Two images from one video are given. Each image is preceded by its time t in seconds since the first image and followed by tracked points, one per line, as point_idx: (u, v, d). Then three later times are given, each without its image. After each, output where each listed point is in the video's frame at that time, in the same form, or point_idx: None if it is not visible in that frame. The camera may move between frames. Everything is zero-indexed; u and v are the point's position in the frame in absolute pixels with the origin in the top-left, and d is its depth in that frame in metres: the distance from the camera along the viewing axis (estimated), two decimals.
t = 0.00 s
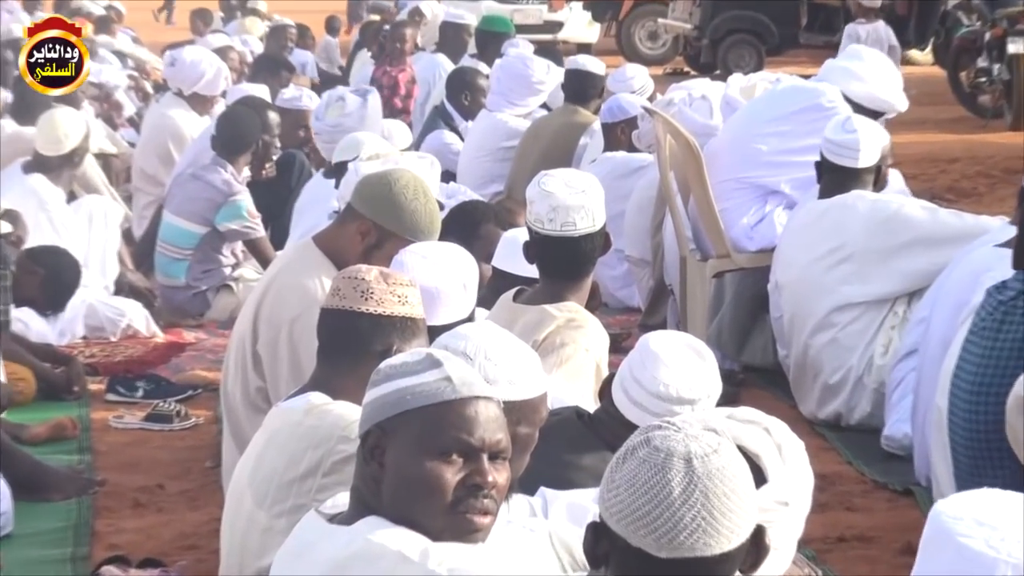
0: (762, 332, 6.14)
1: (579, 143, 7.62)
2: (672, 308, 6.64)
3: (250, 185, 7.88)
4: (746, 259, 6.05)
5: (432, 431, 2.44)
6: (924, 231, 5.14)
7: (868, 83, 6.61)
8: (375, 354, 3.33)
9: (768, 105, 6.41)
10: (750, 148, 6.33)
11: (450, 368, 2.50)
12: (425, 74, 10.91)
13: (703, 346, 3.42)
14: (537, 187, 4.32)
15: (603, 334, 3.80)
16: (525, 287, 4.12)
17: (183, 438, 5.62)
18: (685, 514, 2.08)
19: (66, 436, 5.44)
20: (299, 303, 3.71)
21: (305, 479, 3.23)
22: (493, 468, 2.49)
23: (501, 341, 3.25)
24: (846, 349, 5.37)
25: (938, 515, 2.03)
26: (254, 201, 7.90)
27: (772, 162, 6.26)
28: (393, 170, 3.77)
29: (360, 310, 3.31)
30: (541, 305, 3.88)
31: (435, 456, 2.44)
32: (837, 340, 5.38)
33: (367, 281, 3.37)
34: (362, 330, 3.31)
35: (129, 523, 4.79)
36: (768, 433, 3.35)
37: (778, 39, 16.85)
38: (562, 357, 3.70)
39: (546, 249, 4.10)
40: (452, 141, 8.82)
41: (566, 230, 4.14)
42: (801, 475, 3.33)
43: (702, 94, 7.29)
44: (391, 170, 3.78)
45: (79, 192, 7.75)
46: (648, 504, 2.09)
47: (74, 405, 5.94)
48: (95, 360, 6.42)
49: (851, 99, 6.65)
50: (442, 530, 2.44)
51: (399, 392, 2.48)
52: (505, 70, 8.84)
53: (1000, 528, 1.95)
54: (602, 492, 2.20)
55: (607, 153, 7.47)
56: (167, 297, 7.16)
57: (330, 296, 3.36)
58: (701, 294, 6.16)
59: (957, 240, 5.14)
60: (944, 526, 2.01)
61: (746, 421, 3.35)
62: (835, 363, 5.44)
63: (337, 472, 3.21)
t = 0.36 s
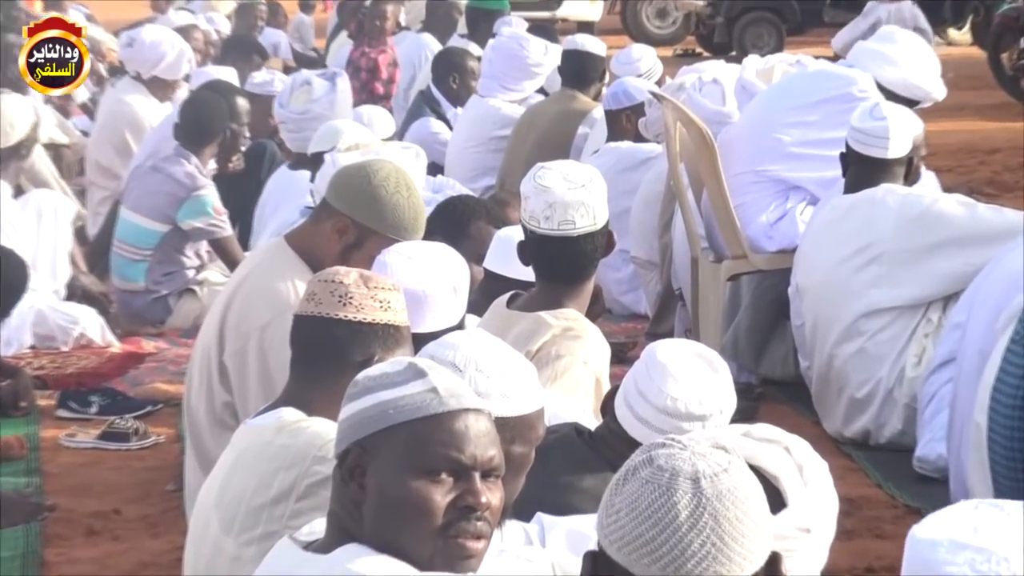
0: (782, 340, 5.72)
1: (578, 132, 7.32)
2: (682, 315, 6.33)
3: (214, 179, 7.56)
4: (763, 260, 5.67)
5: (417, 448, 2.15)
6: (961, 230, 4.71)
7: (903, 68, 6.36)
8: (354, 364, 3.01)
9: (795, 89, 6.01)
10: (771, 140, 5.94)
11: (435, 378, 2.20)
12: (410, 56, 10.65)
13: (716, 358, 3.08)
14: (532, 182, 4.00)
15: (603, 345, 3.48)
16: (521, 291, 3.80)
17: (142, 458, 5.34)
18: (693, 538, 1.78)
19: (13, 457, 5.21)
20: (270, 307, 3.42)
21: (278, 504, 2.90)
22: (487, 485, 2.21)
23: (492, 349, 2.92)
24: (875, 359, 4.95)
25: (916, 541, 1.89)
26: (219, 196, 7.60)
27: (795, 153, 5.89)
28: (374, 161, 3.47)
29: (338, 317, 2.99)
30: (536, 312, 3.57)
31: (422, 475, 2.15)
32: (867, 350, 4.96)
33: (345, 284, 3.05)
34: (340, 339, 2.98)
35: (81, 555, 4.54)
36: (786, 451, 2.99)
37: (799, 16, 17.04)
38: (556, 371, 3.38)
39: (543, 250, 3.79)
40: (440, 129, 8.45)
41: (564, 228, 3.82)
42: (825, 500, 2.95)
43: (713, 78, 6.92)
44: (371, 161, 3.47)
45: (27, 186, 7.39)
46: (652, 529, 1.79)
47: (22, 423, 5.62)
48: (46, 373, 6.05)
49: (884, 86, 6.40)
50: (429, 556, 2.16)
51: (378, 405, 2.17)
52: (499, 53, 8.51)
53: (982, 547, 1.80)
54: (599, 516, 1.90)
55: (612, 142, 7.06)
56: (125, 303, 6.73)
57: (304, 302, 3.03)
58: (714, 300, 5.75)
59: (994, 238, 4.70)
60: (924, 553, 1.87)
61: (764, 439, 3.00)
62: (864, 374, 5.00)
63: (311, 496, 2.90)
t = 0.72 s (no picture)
0: (805, 351, 5.43)
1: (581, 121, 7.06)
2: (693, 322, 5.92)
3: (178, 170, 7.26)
4: (785, 263, 5.38)
5: (398, 471, 1.85)
6: (1006, 228, 4.41)
7: (934, 44, 6.08)
8: (333, 377, 2.70)
9: (812, 70, 5.65)
10: (790, 130, 5.61)
11: (418, 392, 1.89)
12: (395, 35, 10.42)
13: (733, 371, 2.78)
14: (531, 176, 3.68)
15: (609, 357, 3.19)
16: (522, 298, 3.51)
17: (98, 481, 5.05)
18: (711, 573, 1.47)
19: None
20: (242, 313, 3.17)
21: (246, 530, 2.59)
22: (480, 512, 1.91)
23: (484, 360, 2.63)
24: (909, 372, 4.63)
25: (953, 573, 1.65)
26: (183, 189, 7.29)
27: (813, 143, 5.55)
28: (352, 154, 3.17)
29: (315, 325, 2.69)
30: (536, 320, 3.29)
31: (404, 502, 1.85)
32: (897, 363, 4.66)
33: (323, 288, 2.75)
34: (316, 349, 2.69)
35: None
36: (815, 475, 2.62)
37: None
38: (557, 385, 3.10)
39: (544, 254, 3.50)
40: (428, 117, 8.15)
41: (565, 228, 3.54)
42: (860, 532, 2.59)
43: (728, 61, 6.61)
44: (349, 154, 3.17)
45: None
46: (664, 562, 1.48)
47: None
48: None
49: (914, 63, 6.14)
50: None
51: (354, 423, 1.87)
52: (493, 32, 8.21)
53: None
54: (602, 547, 1.60)
55: (617, 131, 6.75)
56: (82, 310, 6.41)
57: (278, 307, 2.74)
58: (731, 304, 5.46)
59: None
60: None
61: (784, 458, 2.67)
62: (894, 390, 4.69)
63: (285, 522, 2.60)
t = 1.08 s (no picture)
0: (809, 356, 5.49)
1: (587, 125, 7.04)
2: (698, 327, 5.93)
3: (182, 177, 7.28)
4: (787, 268, 5.38)
5: (397, 477, 1.85)
6: (1012, 234, 4.42)
7: (932, 45, 6.08)
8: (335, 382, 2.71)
9: (815, 75, 5.63)
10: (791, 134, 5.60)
11: (415, 397, 1.90)
12: (400, 39, 10.32)
13: (737, 378, 2.77)
14: (534, 181, 3.68)
15: (613, 362, 3.19)
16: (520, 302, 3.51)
17: (101, 485, 5.05)
18: None
19: None
20: (243, 318, 3.17)
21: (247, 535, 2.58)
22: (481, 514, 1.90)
23: (484, 364, 2.63)
24: (912, 379, 4.63)
25: None
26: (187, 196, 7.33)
27: (816, 147, 5.54)
28: (353, 159, 3.17)
29: (317, 329, 2.69)
30: (539, 324, 3.29)
31: (406, 507, 1.84)
32: (899, 366, 4.65)
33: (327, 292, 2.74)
34: (317, 353, 2.69)
35: None
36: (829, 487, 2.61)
37: None
38: (558, 389, 3.10)
39: (546, 258, 3.50)
40: (430, 122, 8.15)
41: (567, 233, 3.53)
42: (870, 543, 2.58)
43: (732, 65, 6.61)
44: (350, 159, 3.17)
45: None
46: (662, 568, 1.48)
47: None
48: None
49: (913, 65, 6.13)
50: None
51: (352, 429, 1.88)
52: (496, 37, 8.20)
53: None
54: (602, 552, 1.60)
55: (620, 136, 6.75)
56: (85, 314, 6.43)
57: (282, 312, 2.74)
58: (734, 320, 5.36)
59: None
60: None
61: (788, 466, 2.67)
62: (896, 393, 4.67)
63: (288, 527, 2.60)
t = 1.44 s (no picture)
0: (816, 362, 5.46)
1: (590, 131, 7.02)
2: (706, 333, 5.94)
3: (189, 181, 7.20)
4: (795, 275, 5.40)
5: (412, 479, 1.84)
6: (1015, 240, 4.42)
7: (942, 51, 6.07)
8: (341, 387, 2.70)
9: (822, 80, 5.63)
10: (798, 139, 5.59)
11: (424, 398, 1.90)
12: (409, 45, 10.36)
13: (744, 384, 2.76)
14: (536, 186, 3.67)
15: (617, 366, 3.18)
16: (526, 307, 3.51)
17: (107, 490, 5.05)
18: None
19: None
20: (250, 323, 3.18)
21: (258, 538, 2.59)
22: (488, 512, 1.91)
23: (490, 368, 2.62)
24: (919, 384, 4.62)
25: None
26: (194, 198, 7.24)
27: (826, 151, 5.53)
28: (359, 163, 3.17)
29: (323, 335, 2.69)
30: (543, 330, 3.28)
31: (425, 504, 1.84)
32: (907, 372, 4.65)
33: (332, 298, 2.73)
34: (324, 359, 2.68)
35: None
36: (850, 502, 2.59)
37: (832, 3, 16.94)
38: (562, 394, 3.11)
39: (549, 263, 3.50)
40: (438, 127, 8.16)
41: (571, 238, 3.53)
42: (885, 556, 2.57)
43: (740, 72, 6.64)
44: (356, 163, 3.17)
45: None
46: (680, 572, 1.49)
47: None
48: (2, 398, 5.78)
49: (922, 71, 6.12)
50: None
51: (363, 432, 1.87)
52: (504, 42, 8.19)
53: None
54: (617, 558, 1.61)
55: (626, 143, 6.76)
56: (90, 318, 6.44)
57: (289, 317, 2.74)
58: (739, 322, 5.44)
59: None
60: None
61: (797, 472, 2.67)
62: (902, 398, 4.67)
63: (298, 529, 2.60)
